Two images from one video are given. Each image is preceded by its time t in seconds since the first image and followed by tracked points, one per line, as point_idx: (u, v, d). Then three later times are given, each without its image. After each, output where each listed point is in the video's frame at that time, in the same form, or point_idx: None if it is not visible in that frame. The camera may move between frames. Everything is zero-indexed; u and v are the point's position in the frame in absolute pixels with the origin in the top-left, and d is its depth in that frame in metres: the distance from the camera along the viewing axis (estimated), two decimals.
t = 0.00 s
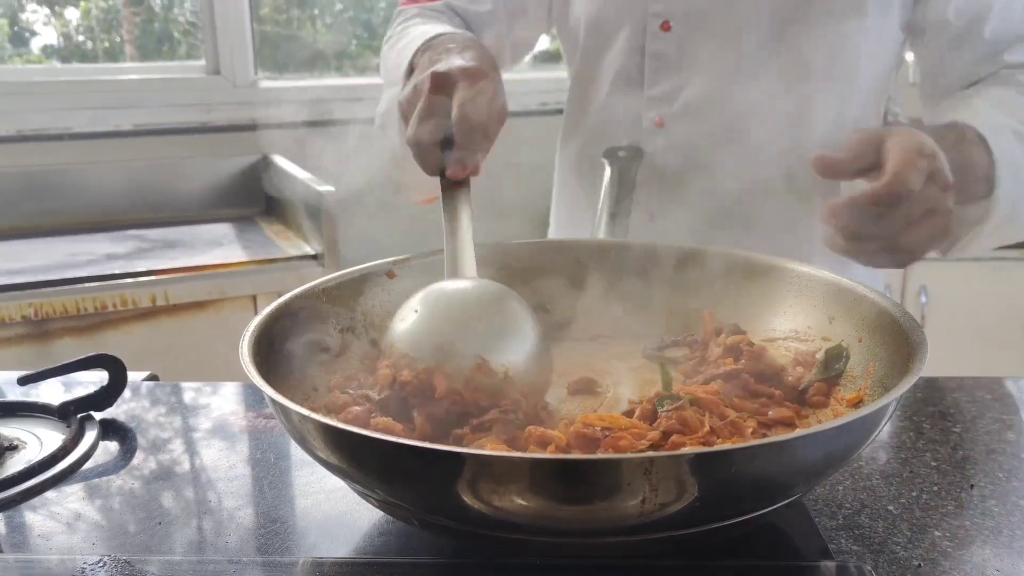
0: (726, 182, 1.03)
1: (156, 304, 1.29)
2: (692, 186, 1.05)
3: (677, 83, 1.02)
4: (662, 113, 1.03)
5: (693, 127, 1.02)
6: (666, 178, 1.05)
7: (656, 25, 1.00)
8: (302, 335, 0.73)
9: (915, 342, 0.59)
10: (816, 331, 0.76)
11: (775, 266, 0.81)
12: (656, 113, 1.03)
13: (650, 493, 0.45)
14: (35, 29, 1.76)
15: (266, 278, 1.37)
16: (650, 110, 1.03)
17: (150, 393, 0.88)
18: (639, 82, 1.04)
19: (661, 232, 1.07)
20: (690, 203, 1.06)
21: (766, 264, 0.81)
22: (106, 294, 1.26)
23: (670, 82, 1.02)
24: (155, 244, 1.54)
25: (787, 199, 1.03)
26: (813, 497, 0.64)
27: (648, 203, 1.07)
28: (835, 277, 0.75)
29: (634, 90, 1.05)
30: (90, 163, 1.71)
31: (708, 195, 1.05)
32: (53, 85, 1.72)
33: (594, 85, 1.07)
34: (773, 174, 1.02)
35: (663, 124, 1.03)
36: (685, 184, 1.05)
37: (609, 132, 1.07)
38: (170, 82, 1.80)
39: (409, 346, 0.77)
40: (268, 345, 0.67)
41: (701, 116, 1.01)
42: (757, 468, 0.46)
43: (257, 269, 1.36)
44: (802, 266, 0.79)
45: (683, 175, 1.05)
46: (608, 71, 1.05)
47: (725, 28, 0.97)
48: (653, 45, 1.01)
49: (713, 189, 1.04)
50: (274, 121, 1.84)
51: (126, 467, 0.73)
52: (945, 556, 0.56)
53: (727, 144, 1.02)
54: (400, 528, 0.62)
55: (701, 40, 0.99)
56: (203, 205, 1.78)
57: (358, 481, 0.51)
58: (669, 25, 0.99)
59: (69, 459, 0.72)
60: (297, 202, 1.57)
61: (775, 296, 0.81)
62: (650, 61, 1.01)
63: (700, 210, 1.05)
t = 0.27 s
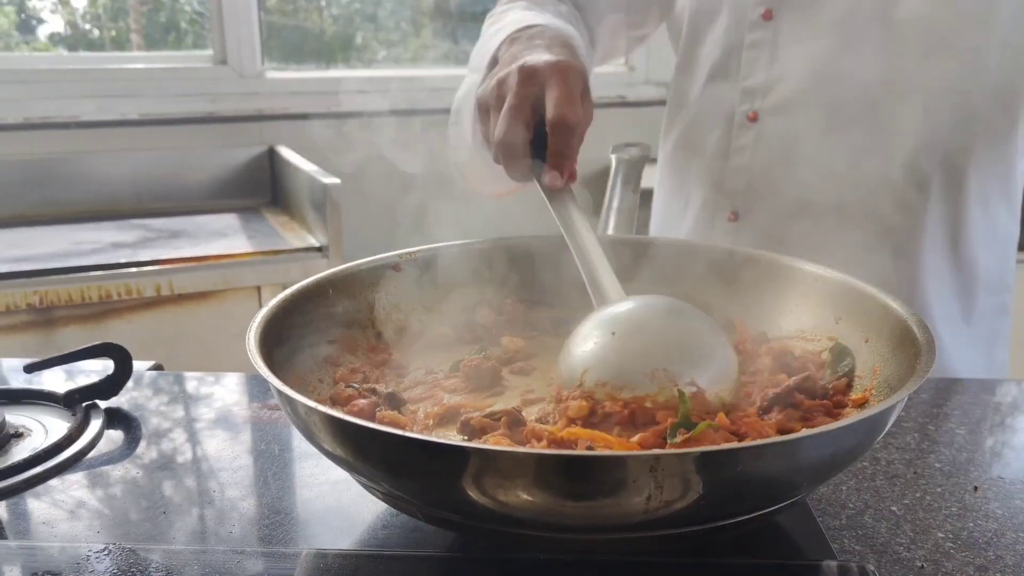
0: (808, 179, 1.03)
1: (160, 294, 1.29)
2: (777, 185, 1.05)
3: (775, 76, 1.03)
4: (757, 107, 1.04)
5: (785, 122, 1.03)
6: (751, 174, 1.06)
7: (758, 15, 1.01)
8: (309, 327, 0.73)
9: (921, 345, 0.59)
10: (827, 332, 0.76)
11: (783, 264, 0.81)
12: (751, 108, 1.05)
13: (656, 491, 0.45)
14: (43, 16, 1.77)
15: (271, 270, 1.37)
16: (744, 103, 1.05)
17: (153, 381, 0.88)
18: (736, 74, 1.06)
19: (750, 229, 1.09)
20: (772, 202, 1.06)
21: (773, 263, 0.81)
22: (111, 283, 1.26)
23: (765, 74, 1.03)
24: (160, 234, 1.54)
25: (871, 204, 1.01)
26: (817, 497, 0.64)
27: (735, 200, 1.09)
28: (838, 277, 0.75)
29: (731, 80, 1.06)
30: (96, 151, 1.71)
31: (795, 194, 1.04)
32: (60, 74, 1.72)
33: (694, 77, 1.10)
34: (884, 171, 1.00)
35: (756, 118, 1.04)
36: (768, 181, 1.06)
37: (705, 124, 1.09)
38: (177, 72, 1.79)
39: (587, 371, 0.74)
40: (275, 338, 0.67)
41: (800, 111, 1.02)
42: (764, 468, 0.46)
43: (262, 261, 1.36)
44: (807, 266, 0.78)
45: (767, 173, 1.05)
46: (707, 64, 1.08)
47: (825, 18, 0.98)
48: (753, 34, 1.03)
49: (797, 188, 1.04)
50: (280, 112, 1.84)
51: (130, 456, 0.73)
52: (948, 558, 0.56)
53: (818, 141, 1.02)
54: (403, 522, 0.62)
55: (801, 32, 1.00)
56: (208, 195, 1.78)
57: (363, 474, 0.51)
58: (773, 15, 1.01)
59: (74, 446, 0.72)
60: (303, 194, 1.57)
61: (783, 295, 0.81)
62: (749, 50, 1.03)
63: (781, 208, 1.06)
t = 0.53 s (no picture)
0: (883, 180, 1.05)
1: (164, 287, 1.29)
2: (851, 184, 1.07)
3: (854, 74, 1.05)
4: (834, 106, 1.07)
5: (863, 121, 1.05)
6: (823, 175, 1.08)
7: (846, 10, 1.04)
8: (313, 322, 0.73)
9: (925, 348, 0.59)
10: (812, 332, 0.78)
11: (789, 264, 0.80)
12: (830, 106, 1.07)
13: (658, 490, 0.45)
14: (49, 7, 1.77)
15: (275, 263, 1.37)
16: (822, 102, 1.08)
17: (156, 374, 0.89)
18: (818, 72, 1.08)
19: (816, 233, 1.11)
20: (844, 203, 1.08)
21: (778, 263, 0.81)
22: (115, 276, 1.26)
23: (845, 71, 1.05)
24: (165, 227, 1.54)
25: (948, 205, 1.02)
26: (819, 497, 0.64)
27: (805, 202, 1.10)
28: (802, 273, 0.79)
29: (810, 79, 1.08)
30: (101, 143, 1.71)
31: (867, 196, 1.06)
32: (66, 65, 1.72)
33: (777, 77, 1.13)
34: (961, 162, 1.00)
35: (832, 117, 1.06)
36: (839, 182, 1.07)
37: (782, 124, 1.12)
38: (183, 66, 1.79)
39: (586, 296, 0.79)
40: (279, 333, 0.67)
41: (879, 110, 1.04)
42: (768, 467, 0.46)
43: (267, 254, 1.36)
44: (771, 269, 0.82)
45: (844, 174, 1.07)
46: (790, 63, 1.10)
47: (917, 16, 1.00)
48: (837, 30, 1.05)
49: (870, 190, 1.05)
50: (285, 106, 1.84)
51: (134, 448, 0.73)
52: (951, 560, 0.56)
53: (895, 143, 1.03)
54: (405, 517, 0.62)
55: (888, 29, 1.02)
56: (213, 188, 1.78)
57: (366, 469, 0.51)
58: (860, 9, 1.03)
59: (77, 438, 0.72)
60: (307, 188, 1.57)
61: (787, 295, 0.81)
62: (831, 47, 1.06)
63: (854, 213, 1.07)
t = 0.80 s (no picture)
0: (921, 187, 1.04)
1: (166, 283, 1.29)
2: (889, 190, 1.06)
3: (896, 79, 1.04)
4: (874, 111, 1.06)
5: (901, 128, 1.04)
6: (859, 179, 1.08)
7: (893, 11, 1.02)
8: (313, 318, 0.74)
9: (925, 349, 0.59)
10: (526, 374, 0.63)
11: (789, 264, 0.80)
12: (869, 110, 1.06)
13: (656, 489, 0.45)
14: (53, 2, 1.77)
15: (276, 260, 1.37)
16: (863, 106, 1.07)
17: (157, 369, 0.89)
18: (863, 74, 1.07)
19: (849, 237, 1.11)
20: (880, 207, 1.07)
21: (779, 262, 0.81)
22: (117, 271, 1.26)
23: (889, 75, 1.04)
24: (167, 222, 1.55)
25: (988, 213, 1.02)
26: (818, 498, 0.64)
27: (839, 205, 1.11)
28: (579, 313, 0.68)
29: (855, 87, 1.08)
30: (104, 139, 1.72)
31: (906, 201, 1.06)
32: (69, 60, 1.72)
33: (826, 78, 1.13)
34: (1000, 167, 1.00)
35: (872, 122, 1.06)
36: (876, 186, 1.07)
37: (827, 126, 1.12)
38: (186, 62, 1.79)
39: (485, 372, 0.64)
40: (279, 329, 0.67)
41: (920, 117, 1.03)
42: (767, 467, 0.46)
43: (269, 251, 1.36)
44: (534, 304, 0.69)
45: (884, 178, 1.06)
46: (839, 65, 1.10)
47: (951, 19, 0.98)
48: (883, 32, 1.04)
49: (909, 195, 1.05)
50: (288, 102, 1.84)
51: (133, 443, 0.73)
52: (948, 562, 0.56)
53: (933, 150, 1.02)
54: (404, 514, 0.63)
55: (934, 34, 1.00)
56: (215, 184, 1.78)
57: (364, 465, 0.51)
58: (908, 11, 1.01)
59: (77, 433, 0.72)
60: (309, 185, 1.57)
61: (787, 295, 0.81)
62: (877, 50, 1.05)
63: (892, 218, 1.07)
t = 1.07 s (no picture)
0: (937, 189, 1.04)
1: (163, 280, 1.29)
2: (905, 191, 1.06)
3: (914, 80, 1.03)
4: (890, 112, 1.05)
5: (918, 130, 1.04)
6: (874, 181, 1.08)
7: (913, 11, 1.01)
8: (309, 316, 0.74)
9: (919, 351, 0.59)
10: (496, 288, 0.79)
11: (785, 265, 0.80)
12: (884, 112, 1.06)
13: (650, 488, 0.45)
14: None
15: (273, 257, 1.37)
16: (878, 107, 1.06)
17: (155, 366, 0.89)
18: (879, 75, 1.06)
19: (864, 238, 1.11)
20: (895, 208, 1.07)
21: (775, 263, 0.81)
22: (114, 268, 1.26)
23: (906, 76, 1.03)
24: (165, 220, 1.55)
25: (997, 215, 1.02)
26: (813, 497, 0.64)
27: (851, 208, 1.11)
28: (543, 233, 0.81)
29: (870, 88, 1.07)
30: (102, 136, 1.72)
31: (919, 203, 1.05)
32: (67, 57, 1.72)
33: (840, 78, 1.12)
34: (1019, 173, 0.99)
35: (887, 124, 1.05)
36: (890, 188, 1.07)
37: (840, 127, 1.11)
38: (184, 59, 1.79)
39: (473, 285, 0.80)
40: (275, 328, 0.67)
41: (937, 119, 1.02)
42: (760, 466, 0.46)
43: (266, 248, 1.36)
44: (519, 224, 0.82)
45: (895, 180, 1.06)
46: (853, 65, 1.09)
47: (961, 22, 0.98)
48: (901, 32, 1.03)
49: (920, 198, 1.05)
50: (286, 100, 1.83)
51: (130, 440, 0.73)
52: (941, 561, 0.56)
53: (949, 153, 1.02)
54: (400, 512, 0.63)
55: (956, 35, 0.99)
56: (213, 182, 1.78)
57: (360, 464, 0.51)
58: (927, 11, 1.00)
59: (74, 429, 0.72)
60: (307, 183, 1.57)
61: (782, 295, 0.81)
62: (896, 50, 1.04)
63: (907, 219, 1.07)
